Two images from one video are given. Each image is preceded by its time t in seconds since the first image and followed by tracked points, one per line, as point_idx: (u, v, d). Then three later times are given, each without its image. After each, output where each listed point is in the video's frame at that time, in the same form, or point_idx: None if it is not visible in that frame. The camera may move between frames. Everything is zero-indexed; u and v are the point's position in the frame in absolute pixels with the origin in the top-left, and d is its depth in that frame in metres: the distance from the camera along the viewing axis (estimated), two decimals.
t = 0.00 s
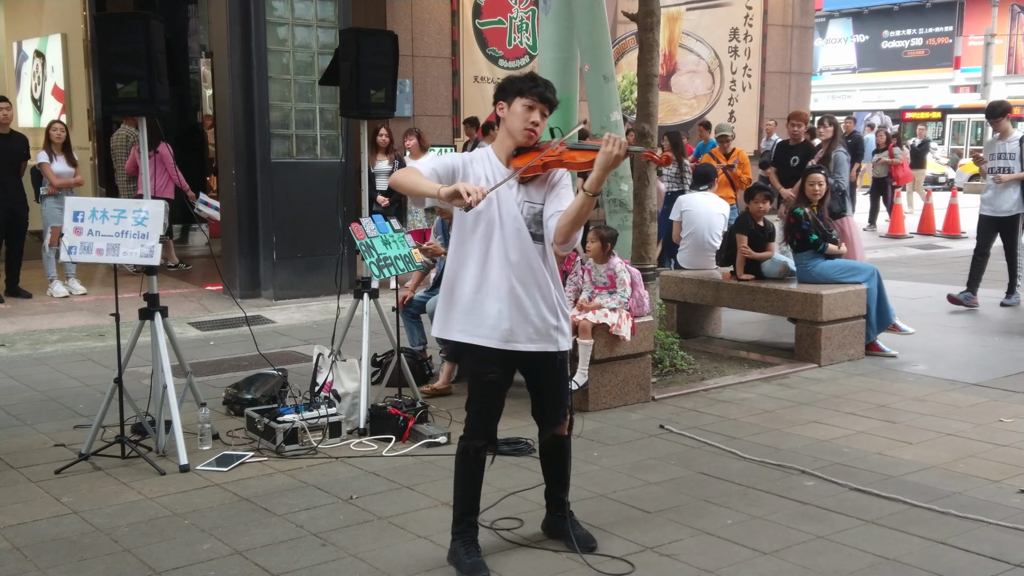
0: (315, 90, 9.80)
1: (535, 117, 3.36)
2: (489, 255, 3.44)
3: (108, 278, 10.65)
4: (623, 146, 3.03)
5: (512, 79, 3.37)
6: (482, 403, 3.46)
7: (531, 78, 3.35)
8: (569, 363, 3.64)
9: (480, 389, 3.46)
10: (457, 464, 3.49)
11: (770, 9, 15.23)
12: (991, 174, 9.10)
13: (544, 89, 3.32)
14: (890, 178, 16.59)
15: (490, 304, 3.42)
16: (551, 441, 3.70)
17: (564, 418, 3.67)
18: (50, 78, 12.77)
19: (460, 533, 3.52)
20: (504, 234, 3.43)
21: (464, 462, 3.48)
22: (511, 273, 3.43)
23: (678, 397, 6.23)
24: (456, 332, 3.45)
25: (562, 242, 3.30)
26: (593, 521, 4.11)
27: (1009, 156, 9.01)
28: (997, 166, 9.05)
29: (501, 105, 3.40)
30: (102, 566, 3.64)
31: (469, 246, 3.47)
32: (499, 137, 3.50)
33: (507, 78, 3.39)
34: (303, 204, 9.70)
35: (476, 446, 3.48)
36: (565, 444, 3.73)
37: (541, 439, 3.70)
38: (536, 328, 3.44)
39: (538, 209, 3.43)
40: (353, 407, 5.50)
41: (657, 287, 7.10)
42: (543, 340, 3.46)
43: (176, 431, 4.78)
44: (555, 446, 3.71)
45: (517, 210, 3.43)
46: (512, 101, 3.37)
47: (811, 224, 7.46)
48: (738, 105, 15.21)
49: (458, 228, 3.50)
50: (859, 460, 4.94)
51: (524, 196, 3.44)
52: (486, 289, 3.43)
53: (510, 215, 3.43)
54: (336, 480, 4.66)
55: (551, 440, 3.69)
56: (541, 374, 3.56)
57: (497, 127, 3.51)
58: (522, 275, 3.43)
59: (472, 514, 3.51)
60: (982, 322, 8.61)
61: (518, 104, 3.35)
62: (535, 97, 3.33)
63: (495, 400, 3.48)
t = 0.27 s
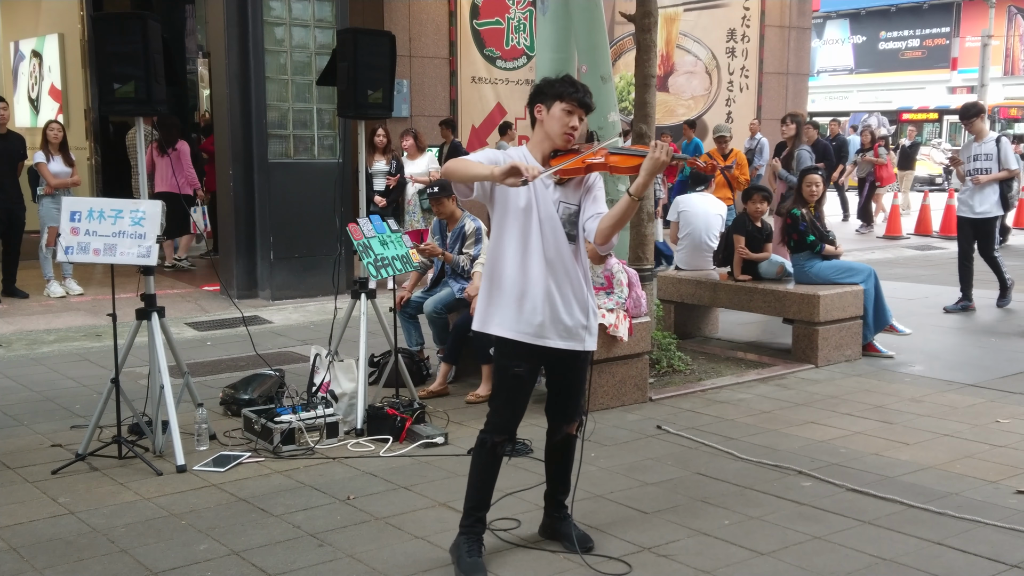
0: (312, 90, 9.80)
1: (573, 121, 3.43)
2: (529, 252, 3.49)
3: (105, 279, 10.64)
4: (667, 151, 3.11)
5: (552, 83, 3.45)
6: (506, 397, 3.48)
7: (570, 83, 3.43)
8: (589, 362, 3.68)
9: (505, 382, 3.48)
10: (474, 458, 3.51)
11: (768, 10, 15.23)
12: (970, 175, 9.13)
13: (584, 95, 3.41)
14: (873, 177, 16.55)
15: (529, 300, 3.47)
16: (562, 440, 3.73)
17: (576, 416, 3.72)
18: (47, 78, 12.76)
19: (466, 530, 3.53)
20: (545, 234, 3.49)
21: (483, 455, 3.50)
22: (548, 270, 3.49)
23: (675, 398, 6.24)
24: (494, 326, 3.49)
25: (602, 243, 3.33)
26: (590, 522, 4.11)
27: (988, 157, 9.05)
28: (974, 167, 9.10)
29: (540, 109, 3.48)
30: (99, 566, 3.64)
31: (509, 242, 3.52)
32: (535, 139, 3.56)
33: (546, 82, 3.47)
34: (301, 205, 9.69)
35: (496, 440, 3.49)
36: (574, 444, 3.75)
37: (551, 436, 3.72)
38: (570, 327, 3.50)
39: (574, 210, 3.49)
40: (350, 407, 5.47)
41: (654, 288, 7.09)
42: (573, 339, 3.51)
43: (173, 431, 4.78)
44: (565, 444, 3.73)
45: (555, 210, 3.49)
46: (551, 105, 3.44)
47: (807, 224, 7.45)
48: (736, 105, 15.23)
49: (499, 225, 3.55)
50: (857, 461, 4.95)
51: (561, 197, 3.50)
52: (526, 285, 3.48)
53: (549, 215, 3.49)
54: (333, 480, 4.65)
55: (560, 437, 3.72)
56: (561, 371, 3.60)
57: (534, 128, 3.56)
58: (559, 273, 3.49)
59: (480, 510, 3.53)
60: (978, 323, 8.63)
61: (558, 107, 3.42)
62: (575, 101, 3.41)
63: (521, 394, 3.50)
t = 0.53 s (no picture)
0: (311, 90, 9.80)
1: (599, 120, 3.46)
2: (550, 247, 3.53)
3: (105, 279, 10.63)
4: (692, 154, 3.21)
5: (579, 81, 3.47)
6: (523, 391, 3.55)
7: (598, 82, 3.46)
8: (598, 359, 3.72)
9: (522, 375, 3.55)
10: (495, 452, 3.59)
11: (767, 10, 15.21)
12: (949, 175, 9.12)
13: (611, 94, 3.44)
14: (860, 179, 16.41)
15: (549, 294, 3.53)
16: (569, 436, 3.74)
17: (585, 412, 3.74)
18: (46, 77, 12.76)
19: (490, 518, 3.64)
20: (566, 230, 3.54)
21: (505, 449, 3.58)
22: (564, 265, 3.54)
23: (675, 398, 6.24)
24: (514, 318, 3.55)
25: (625, 241, 3.41)
26: (590, 522, 4.11)
27: (967, 157, 9.05)
28: (953, 167, 9.11)
29: (568, 106, 3.50)
30: (98, 566, 3.64)
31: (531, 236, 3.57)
32: (559, 137, 3.58)
33: (573, 81, 3.49)
34: (300, 205, 9.69)
35: (514, 434, 3.56)
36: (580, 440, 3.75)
37: (557, 432, 3.74)
38: (587, 323, 3.56)
39: (596, 207, 3.55)
40: (349, 407, 5.45)
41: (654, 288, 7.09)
42: (586, 335, 3.57)
43: (173, 431, 4.78)
44: (571, 440, 3.74)
45: (576, 207, 3.55)
46: (578, 103, 3.47)
47: (807, 224, 7.47)
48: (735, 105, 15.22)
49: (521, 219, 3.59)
50: (856, 461, 4.95)
51: (583, 194, 3.56)
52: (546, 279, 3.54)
53: (571, 212, 3.54)
54: (332, 480, 4.65)
55: (566, 433, 3.73)
56: (574, 367, 3.65)
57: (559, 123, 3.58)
58: (575, 269, 3.55)
59: (502, 499, 3.62)
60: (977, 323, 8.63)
61: (586, 106, 3.44)
62: (602, 100, 3.44)
63: (538, 387, 3.56)
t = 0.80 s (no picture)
0: (309, 90, 9.80)
1: (609, 123, 3.47)
2: (552, 247, 3.55)
3: (101, 279, 10.62)
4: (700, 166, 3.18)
5: (591, 84, 3.46)
6: (530, 390, 3.57)
7: (610, 86, 3.44)
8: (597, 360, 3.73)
9: (527, 374, 3.56)
10: (509, 451, 3.63)
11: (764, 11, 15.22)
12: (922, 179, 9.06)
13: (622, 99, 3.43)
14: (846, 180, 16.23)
15: (549, 292, 3.55)
16: (567, 436, 3.75)
17: (582, 412, 3.74)
18: (43, 78, 12.75)
19: (512, 511, 3.72)
20: (569, 230, 3.56)
21: (517, 447, 3.63)
22: (570, 264, 3.56)
23: (672, 399, 6.25)
24: (514, 315, 3.56)
25: (625, 247, 3.45)
26: (587, 522, 4.11)
27: (943, 162, 9.00)
28: (928, 172, 9.05)
29: (575, 107, 3.51)
30: (95, 567, 3.64)
31: (535, 235, 3.59)
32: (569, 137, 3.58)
33: (586, 81, 3.48)
34: (297, 205, 9.68)
35: (525, 432, 3.61)
36: (577, 439, 3.75)
37: (555, 430, 3.74)
38: (587, 324, 3.56)
39: (600, 210, 3.58)
40: (346, 408, 5.47)
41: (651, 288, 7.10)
42: (588, 335, 3.57)
43: (170, 432, 4.77)
44: (568, 439, 3.74)
45: (580, 209, 3.57)
46: (588, 105, 3.47)
47: (804, 226, 7.47)
48: (732, 107, 15.23)
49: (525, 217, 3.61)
50: (853, 461, 4.96)
51: (588, 196, 3.58)
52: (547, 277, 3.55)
53: (575, 213, 3.56)
54: (329, 481, 4.65)
55: (565, 433, 3.74)
56: (575, 366, 3.66)
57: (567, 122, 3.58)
58: (580, 269, 3.57)
59: (521, 492, 3.69)
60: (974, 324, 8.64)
61: (596, 109, 3.45)
62: (613, 105, 3.44)
63: (544, 386, 3.58)
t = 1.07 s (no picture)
0: (310, 90, 9.80)
1: (609, 137, 3.47)
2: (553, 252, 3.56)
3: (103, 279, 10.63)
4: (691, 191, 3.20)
5: (598, 93, 3.43)
6: (530, 386, 3.58)
7: (616, 97, 3.41)
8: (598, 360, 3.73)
9: (526, 371, 3.57)
10: (512, 449, 3.63)
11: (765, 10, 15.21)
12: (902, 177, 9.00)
13: (626, 112, 3.41)
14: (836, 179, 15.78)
15: (550, 298, 3.57)
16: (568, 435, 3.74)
17: (583, 410, 3.73)
18: (45, 78, 12.76)
19: (519, 509, 3.70)
20: (569, 235, 3.56)
21: (518, 443, 3.63)
22: (571, 269, 3.58)
23: (674, 398, 6.24)
24: (515, 320, 3.57)
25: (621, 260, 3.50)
26: (588, 522, 4.11)
27: (920, 158, 8.91)
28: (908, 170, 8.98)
29: (582, 115, 3.50)
30: (97, 566, 3.64)
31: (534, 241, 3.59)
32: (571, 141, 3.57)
33: (591, 88, 3.45)
34: (299, 204, 9.68)
35: (525, 429, 3.61)
36: (578, 438, 3.74)
37: (555, 429, 3.73)
38: (588, 328, 3.57)
39: (600, 217, 3.56)
40: (348, 407, 5.45)
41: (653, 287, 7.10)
42: (590, 339, 3.59)
43: (172, 432, 4.78)
44: (567, 438, 3.73)
45: (580, 215, 3.56)
46: (593, 115, 3.46)
47: (805, 225, 7.48)
48: (733, 106, 15.25)
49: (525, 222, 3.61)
50: (855, 461, 4.95)
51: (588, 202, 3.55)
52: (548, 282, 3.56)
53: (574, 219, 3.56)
54: (331, 480, 4.65)
55: (565, 432, 3.72)
56: (576, 366, 3.66)
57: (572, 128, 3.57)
58: (581, 274, 3.59)
59: (526, 491, 3.67)
60: (976, 323, 8.63)
61: (600, 120, 3.43)
62: (615, 116, 3.42)
63: (543, 383, 3.59)
